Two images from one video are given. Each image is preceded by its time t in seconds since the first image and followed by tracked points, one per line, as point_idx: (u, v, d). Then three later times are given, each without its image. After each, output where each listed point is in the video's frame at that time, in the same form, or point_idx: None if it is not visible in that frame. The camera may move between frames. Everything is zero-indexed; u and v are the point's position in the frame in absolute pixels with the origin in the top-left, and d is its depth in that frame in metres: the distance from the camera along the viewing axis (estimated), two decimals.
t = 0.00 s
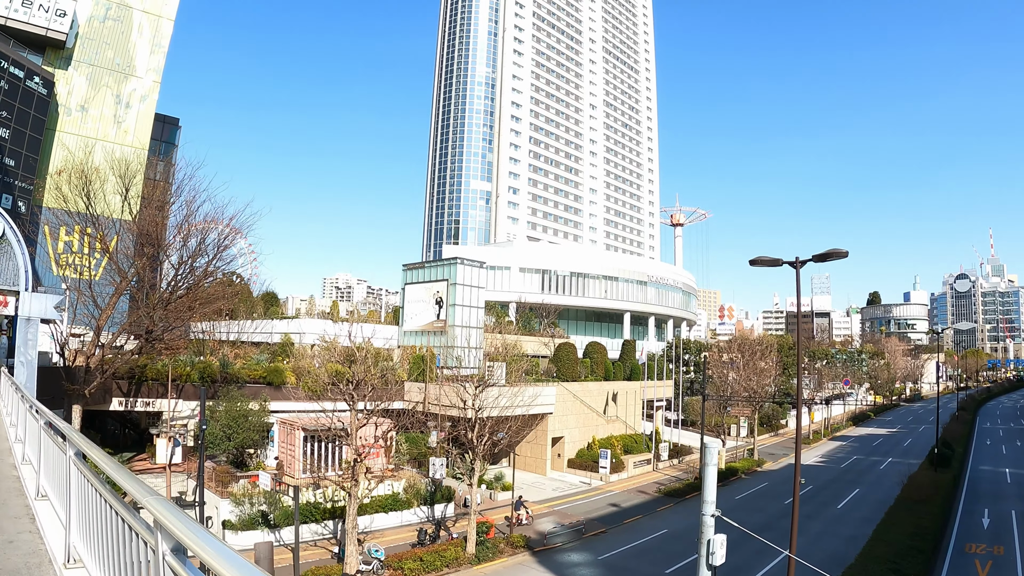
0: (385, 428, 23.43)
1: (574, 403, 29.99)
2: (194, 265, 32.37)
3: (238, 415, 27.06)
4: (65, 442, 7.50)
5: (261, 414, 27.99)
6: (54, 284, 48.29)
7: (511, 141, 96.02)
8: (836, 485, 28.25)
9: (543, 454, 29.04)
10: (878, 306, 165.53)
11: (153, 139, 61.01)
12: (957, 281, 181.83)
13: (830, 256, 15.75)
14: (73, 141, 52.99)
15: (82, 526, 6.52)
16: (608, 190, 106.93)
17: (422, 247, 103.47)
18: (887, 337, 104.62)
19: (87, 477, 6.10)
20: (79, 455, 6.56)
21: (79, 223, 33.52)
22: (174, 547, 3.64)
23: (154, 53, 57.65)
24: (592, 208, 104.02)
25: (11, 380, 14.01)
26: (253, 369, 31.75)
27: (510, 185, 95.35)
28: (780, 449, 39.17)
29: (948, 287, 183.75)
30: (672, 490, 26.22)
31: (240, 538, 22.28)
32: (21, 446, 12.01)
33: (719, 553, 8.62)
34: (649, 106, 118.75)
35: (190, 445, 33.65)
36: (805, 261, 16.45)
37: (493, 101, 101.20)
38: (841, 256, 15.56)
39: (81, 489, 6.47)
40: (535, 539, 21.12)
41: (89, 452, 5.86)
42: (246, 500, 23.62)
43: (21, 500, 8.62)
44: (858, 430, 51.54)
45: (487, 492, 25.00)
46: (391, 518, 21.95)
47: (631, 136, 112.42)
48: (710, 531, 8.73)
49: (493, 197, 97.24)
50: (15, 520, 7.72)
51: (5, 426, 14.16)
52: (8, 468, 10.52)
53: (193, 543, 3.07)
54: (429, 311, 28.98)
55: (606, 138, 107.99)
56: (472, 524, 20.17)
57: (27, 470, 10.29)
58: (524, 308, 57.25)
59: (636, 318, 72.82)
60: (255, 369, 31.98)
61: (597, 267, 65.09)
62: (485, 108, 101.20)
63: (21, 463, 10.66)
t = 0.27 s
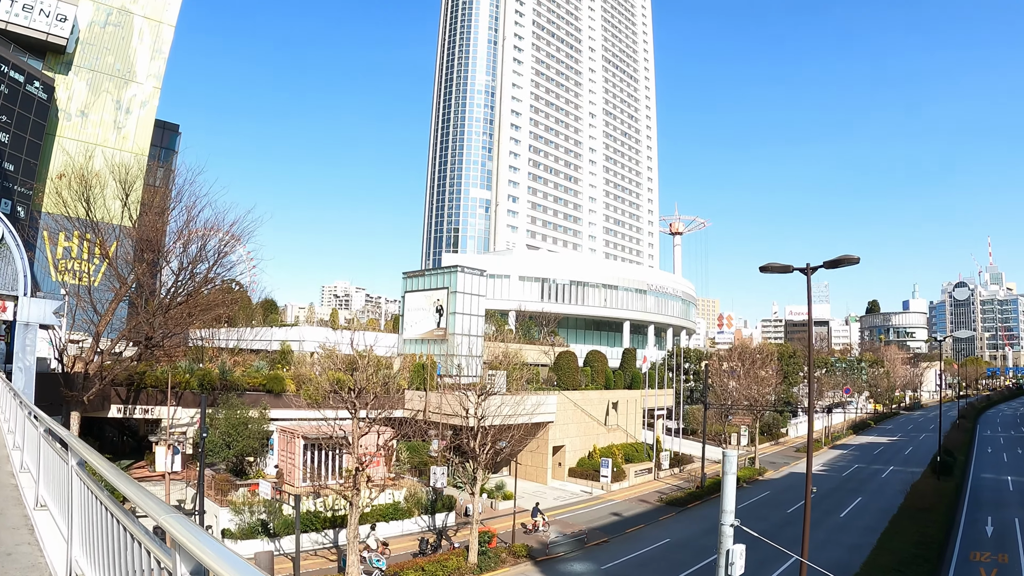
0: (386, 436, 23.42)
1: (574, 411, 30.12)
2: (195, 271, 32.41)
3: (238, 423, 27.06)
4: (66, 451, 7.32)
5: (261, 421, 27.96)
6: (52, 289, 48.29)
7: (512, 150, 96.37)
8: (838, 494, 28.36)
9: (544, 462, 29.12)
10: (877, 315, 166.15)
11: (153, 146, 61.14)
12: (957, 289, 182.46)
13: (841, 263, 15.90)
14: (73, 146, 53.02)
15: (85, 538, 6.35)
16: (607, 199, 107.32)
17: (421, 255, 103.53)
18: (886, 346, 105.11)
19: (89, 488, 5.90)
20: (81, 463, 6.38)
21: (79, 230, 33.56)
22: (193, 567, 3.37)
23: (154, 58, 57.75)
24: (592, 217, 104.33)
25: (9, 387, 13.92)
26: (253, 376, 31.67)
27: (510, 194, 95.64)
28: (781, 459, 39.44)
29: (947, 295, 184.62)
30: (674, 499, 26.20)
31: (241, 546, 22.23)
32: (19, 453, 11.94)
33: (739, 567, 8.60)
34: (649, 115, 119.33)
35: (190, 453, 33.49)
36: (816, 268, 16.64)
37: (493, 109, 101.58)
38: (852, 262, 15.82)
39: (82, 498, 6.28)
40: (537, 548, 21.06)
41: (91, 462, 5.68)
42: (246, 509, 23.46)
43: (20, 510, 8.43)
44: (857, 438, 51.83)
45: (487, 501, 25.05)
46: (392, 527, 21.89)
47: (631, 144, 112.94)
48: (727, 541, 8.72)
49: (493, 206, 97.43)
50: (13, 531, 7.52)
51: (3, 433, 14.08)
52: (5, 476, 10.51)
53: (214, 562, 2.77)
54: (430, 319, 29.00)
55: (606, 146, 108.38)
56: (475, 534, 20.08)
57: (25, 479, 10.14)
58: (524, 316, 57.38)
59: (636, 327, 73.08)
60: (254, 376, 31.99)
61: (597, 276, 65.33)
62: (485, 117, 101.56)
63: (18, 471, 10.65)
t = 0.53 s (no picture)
0: (388, 446, 23.32)
1: (576, 422, 30.21)
2: (197, 281, 32.41)
3: (239, 433, 27.02)
4: (71, 466, 7.01)
5: (262, 432, 27.94)
6: (52, 297, 48.33)
7: (512, 159, 96.90)
8: (841, 504, 28.40)
9: (546, 473, 29.17)
10: (878, 323, 166.53)
11: (154, 154, 61.29)
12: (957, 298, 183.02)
13: (855, 272, 15.94)
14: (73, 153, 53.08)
15: (91, 562, 6.03)
16: (608, 209, 107.83)
17: (421, 264, 103.66)
18: (887, 355, 105.37)
19: (97, 508, 5.57)
20: (87, 482, 6.09)
21: (79, 238, 33.57)
22: None
23: (155, 66, 57.94)
24: (592, 226, 104.77)
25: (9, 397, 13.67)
26: (253, 387, 31.59)
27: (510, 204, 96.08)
28: (783, 469, 39.59)
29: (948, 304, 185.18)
30: (676, 509, 26.22)
31: (242, 558, 22.14)
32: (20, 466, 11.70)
33: None
34: (649, 124, 119.97)
35: (190, 463, 33.44)
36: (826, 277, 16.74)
37: (493, 119, 102.12)
38: (863, 272, 15.89)
39: (87, 517, 5.98)
40: (540, 560, 21.01)
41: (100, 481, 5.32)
42: (247, 520, 23.31)
43: (21, 526, 8.14)
44: (859, 448, 51.95)
45: (490, 512, 25.07)
46: (394, 539, 21.84)
47: (631, 154, 113.56)
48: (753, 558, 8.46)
49: (493, 216, 97.54)
50: (16, 550, 7.22)
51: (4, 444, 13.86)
52: (6, 490, 10.15)
53: None
54: (430, 329, 29.08)
55: (606, 156, 108.85)
56: (478, 546, 20.02)
57: (25, 492, 9.88)
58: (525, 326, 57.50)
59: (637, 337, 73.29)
60: (255, 386, 31.95)
61: (598, 286, 65.59)
62: (486, 126, 102.09)
63: (19, 485, 10.32)
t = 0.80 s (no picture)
0: (392, 457, 23.18)
1: (579, 433, 30.26)
2: (199, 289, 32.40)
3: (241, 442, 26.98)
4: (74, 478, 6.69)
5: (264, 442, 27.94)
6: (53, 305, 48.42)
7: (514, 170, 97.65)
8: (846, 515, 28.36)
9: (549, 484, 29.18)
10: (879, 333, 166.82)
11: (156, 162, 61.48)
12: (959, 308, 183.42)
13: (868, 281, 15.97)
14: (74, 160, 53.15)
15: None
16: (609, 219, 108.52)
17: (423, 273, 103.83)
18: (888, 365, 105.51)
19: (102, 527, 5.21)
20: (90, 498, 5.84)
21: (81, 246, 33.60)
22: None
23: (158, 75, 58.22)
24: (593, 237, 105.40)
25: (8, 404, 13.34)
26: (255, 396, 31.52)
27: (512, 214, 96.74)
28: (787, 480, 39.62)
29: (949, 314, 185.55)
30: (680, 520, 26.13)
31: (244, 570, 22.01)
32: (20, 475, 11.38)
33: None
34: (650, 135, 120.73)
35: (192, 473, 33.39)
36: (840, 286, 16.81)
37: (495, 129, 102.77)
38: (877, 280, 15.96)
39: (91, 534, 5.73)
40: (545, 571, 20.96)
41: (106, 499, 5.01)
42: (248, 531, 23.19)
43: (21, 540, 7.84)
44: (861, 458, 51.99)
45: (493, 524, 24.99)
46: (397, 550, 21.78)
47: (632, 164, 114.40)
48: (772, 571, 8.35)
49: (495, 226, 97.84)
50: (15, 566, 6.93)
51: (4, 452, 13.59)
52: (5, 501, 9.77)
53: None
54: (433, 340, 29.27)
55: (607, 166, 109.53)
56: (482, 557, 19.96)
57: (25, 503, 9.57)
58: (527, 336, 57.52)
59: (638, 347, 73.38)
60: (257, 396, 31.92)
61: (600, 297, 65.78)
62: (488, 136, 102.68)
63: (19, 495, 9.96)
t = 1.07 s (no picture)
0: (395, 470, 23.02)
1: (583, 445, 30.25)
2: (201, 299, 32.36)
3: (242, 454, 26.88)
4: (73, 494, 6.62)
5: (265, 453, 27.87)
6: (53, 313, 48.32)
7: (516, 182, 98.76)
8: (850, 526, 28.28)
9: (553, 497, 29.14)
10: (881, 344, 167.10)
11: (158, 172, 61.66)
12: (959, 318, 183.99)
13: (883, 289, 16.04)
14: (76, 169, 53.28)
15: None
16: (611, 231, 109.50)
17: (425, 284, 103.90)
18: (890, 376, 105.67)
19: (101, 547, 5.11)
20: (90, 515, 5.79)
21: (82, 255, 33.57)
22: None
23: (160, 84, 58.48)
24: (595, 249, 106.22)
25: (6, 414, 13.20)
26: (256, 408, 31.41)
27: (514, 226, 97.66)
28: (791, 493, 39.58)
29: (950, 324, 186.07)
30: (685, 533, 26.07)
31: None
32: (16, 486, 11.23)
33: None
34: (652, 146, 121.76)
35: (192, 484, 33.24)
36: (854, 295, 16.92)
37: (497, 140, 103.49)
38: (892, 289, 16.05)
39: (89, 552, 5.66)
40: None
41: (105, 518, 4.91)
42: (249, 544, 23.03)
43: (17, 556, 7.76)
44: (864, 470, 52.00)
45: (497, 536, 24.90)
46: (400, 563, 21.62)
47: (633, 176, 115.58)
48: None
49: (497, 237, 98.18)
50: None
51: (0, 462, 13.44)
52: (1, 514, 9.71)
53: None
54: (435, 351, 29.35)
55: (609, 178, 110.83)
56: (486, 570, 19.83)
57: (22, 516, 9.52)
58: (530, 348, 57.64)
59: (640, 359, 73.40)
60: (259, 407, 31.85)
61: (602, 309, 65.91)
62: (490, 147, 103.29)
63: (17, 507, 9.90)
